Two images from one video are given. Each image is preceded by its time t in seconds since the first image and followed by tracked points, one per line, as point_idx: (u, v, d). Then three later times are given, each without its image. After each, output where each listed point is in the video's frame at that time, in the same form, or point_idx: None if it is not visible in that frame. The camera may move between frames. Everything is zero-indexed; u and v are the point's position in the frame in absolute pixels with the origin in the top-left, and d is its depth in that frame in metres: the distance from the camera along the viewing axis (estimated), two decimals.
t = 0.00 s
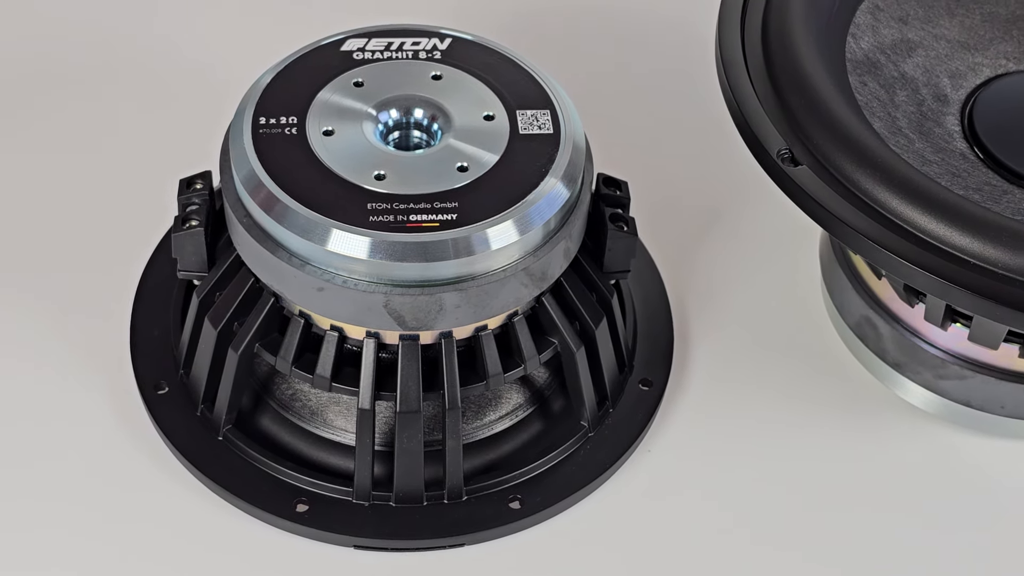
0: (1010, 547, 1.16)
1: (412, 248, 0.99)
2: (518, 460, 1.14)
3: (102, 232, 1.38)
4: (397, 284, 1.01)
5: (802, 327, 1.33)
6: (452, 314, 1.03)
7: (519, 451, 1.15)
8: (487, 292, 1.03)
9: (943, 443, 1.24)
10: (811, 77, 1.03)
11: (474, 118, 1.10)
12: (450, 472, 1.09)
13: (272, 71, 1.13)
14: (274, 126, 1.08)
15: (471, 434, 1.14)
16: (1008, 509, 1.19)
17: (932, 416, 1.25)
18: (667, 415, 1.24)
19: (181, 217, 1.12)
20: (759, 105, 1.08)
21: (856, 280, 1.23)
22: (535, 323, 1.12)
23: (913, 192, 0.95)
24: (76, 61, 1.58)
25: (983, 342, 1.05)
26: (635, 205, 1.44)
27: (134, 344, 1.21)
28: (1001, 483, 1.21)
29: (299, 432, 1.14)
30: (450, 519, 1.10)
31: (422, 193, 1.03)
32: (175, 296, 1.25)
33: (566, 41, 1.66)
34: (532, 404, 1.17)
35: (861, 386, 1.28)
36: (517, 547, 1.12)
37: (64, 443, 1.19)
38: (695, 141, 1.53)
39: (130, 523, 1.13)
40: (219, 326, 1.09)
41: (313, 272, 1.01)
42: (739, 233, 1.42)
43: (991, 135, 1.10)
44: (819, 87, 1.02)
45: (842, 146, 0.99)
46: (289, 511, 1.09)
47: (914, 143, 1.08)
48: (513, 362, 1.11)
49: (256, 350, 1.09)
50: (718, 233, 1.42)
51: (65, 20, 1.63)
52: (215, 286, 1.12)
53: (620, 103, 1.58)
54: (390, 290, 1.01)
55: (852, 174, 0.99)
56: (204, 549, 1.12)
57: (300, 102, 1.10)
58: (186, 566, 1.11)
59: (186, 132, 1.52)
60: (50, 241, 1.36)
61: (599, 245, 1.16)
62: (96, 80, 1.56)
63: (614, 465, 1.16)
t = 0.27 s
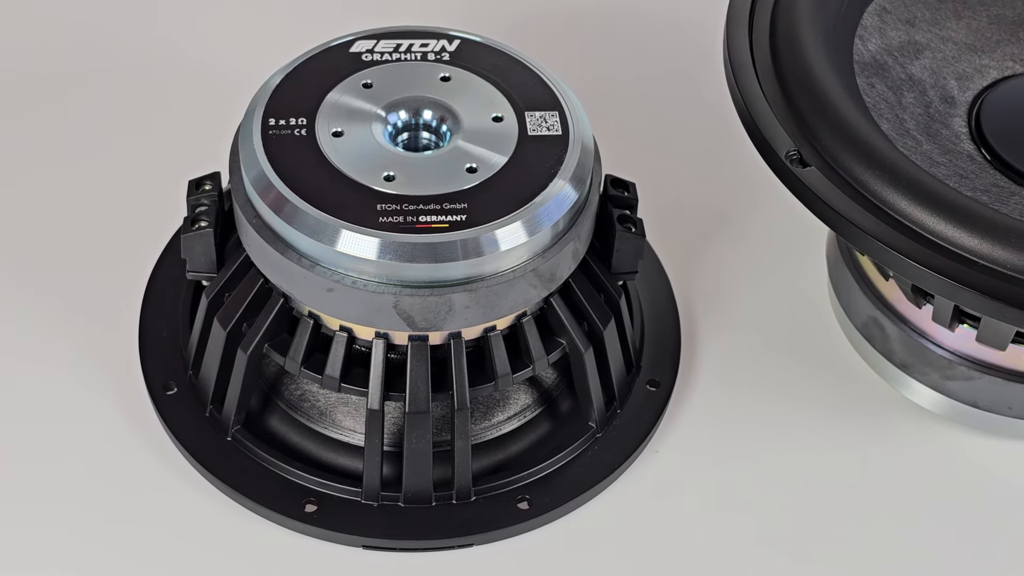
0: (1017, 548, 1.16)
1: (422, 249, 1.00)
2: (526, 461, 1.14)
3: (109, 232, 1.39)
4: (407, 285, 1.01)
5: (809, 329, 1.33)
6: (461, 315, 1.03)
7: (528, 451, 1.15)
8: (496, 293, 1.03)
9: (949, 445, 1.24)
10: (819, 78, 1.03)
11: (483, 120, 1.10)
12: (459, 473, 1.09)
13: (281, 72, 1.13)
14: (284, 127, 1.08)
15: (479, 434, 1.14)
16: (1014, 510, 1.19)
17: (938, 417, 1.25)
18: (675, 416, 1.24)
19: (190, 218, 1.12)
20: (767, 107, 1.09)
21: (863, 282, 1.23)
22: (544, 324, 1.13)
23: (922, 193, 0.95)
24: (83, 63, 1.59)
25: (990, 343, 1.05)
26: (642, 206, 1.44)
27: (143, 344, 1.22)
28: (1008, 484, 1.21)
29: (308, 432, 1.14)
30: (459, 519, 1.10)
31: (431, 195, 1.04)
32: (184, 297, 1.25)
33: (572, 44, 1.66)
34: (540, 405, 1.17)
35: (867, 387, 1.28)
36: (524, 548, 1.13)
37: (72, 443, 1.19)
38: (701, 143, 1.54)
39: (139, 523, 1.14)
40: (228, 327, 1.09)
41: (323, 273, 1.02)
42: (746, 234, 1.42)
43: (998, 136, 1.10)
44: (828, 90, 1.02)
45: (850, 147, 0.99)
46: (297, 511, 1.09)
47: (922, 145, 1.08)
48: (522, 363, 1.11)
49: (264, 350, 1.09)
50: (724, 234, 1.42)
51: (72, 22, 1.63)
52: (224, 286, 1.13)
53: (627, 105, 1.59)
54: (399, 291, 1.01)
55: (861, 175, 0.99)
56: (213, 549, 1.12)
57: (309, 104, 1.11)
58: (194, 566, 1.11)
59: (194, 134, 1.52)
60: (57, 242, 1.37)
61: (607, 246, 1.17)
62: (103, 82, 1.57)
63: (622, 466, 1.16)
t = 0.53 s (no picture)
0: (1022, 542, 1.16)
1: (428, 244, 1.00)
2: (532, 457, 1.14)
3: (114, 229, 1.39)
4: (413, 280, 1.02)
5: (812, 325, 1.33)
6: (467, 310, 1.03)
7: (533, 447, 1.15)
8: (501, 288, 1.03)
9: (954, 440, 1.24)
10: (824, 74, 1.03)
11: (488, 115, 1.11)
12: (464, 468, 1.10)
13: (286, 68, 1.14)
14: (289, 123, 1.08)
15: (485, 430, 1.14)
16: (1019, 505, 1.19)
17: (943, 413, 1.25)
18: (680, 412, 1.24)
19: (196, 214, 1.12)
20: (772, 102, 1.09)
21: (868, 278, 1.23)
22: (549, 319, 1.13)
23: (927, 188, 0.95)
24: (87, 61, 1.59)
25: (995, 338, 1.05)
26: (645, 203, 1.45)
27: (149, 340, 1.22)
28: (1013, 480, 1.21)
29: (313, 428, 1.14)
30: (465, 514, 1.10)
31: (437, 190, 1.04)
32: (190, 293, 1.25)
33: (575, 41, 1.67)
34: (545, 401, 1.18)
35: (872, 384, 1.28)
36: (530, 543, 1.13)
37: (79, 439, 1.19)
38: (705, 139, 1.54)
39: (145, 519, 1.14)
40: (234, 322, 1.10)
41: (329, 268, 1.02)
42: (750, 231, 1.42)
43: (1003, 132, 1.10)
44: (833, 85, 1.02)
45: (855, 142, 0.99)
46: (303, 507, 1.10)
47: (926, 140, 1.08)
48: (527, 358, 1.11)
49: (270, 346, 1.10)
50: (727, 231, 1.42)
51: (76, 20, 1.63)
52: (229, 282, 1.13)
53: (630, 102, 1.59)
54: (405, 286, 1.01)
55: (866, 170, 0.99)
56: (220, 545, 1.12)
57: (315, 99, 1.11)
58: (201, 562, 1.11)
59: (198, 131, 1.52)
60: (63, 239, 1.37)
61: (611, 242, 1.17)
62: (107, 80, 1.57)
63: (627, 462, 1.16)
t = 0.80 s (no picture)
0: (1015, 545, 1.17)
1: (421, 249, 1.00)
2: (526, 460, 1.15)
3: (110, 232, 1.39)
4: (406, 285, 1.02)
5: (807, 329, 1.34)
6: (460, 315, 1.04)
7: (527, 451, 1.16)
8: (495, 292, 1.04)
9: (948, 444, 1.24)
10: (817, 78, 1.03)
11: (482, 120, 1.11)
12: (458, 472, 1.10)
13: (281, 73, 1.14)
14: (284, 128, 1.09)
15: (479, 434, 1.15)
16: (1012, 509, 1.20)
17: (937, 417, 1.26)
18: (674, 416, 1.25)
19: (191, 218, 1.13)
20: (765, 107, 1.09)
21: (862, 282, 1.24)
22: (543, 323, 1.13)
23: (920, 192, 0.95)
24: (84, 64, 1.59)
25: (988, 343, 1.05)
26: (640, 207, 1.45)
27: (144, 344, 1.22)
28: (1006, 483, 1.21)
29: (308, 432, 1.15)
30: (458, 518, 1.10)
31: (431, 195, 1.04)
32: (185, 296, 1.26)
33: (572, 45, 1.67)
34: (539, 405, 1.18)
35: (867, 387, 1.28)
36: (524, 547, 1.13)
37: (75, 443, 1.20)
38: (701, 142, 1.54)
39: (140, 523, 1.14)
40: (228, 327, 1.10)
41: (323, 273, 1.02)
42: (745, 235, 1.42)
43: (996, 136, 1.10)
44: (826, 90, 1.02)
45: (848, 148, 0.99)
46: (297, 511, 1.10)
47: (919, 145, 1.08)
48: (521, 362, 1.11)
49: (265, 350, 1.10)
50: (722, 234, 1.43)
51: (73, 23, 1.63)
52: (224, 286, 1.13)
53: (626, 105, 1.59)
54: (399, 291, 1.01)
55: (859, 175, 0.99)
56: (215, 548, 1.12)
57: (309, 104, 1.11)
58: (197, 565, 1.11)
59: (195, 134, 1.52)
60: (59, 243, 1.37)
61: (605, 246, 1.17)
62: (105, 84, 1.57)
63: (621, 466, 1.16)
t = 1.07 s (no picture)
0: (1011, 541, 1.17)
1: (416, 246, 1.00)
2: (522, 458, 1.15)
3: (107, 231, 1.39)
4: (401, 282, 1.02)
5: (802, 327, 1.34)
6: (455, 312, 1.04)
7: (523, 448, 1.16)
8: (490, 289, 1.04)
9: (943, 441, 1.24)
10: (812, 76, 1.03)
11: (477, 118, 1.11)
12: (453, 469, 1.10)
13: (276, 71, 1.14)
14: (279, 125, 1.09)
15: (474, 431, 1.15)
16: (1008, 505, 1.20)
17: (932, 414, 1.26)
18: (670, 413, 1.25)
19: (186, 217, 1.13)
20: (760, 105, 1.09)
21: (858, 280, 1.24)
22: (538, 321, 1.13)
23: (913, 189, 0.95)
24: (82, 64, 1.59)
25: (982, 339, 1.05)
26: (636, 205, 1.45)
27: (140, 342, 1.22)
28: (1002, 479, 1.21)
29: (303, 430, 1.15)
30: (454, 515, 1.10)
31: (425, 192, 1.04)
32: (181, 295, 1.26)
33: (568, 44, 1.67)
34: (534, 402, 1.18)
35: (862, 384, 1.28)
36: (519, 543, 1.13)
37: (73, 442, 1.20)
38: (697, 140, 1.54)
39: (136, 520, 1.14)
40: (224, 325, 1.10)
41: (318, 270, 1.02)
42: (740, 232, 1.43)
43: (990, 133, 1.10)
44: (820, 87, 1.02)
45: (842, 144, 1.00)
46: (293, 508, 1.10)
47: (914, 142, 1.09)
48: (516, 359, 1.11)
49: (260, 348, 1.10)
50: (718, 232, 1.43)
51: (71, 23, 1.64)
52: (220, 284, 1.13)
53: (622, 103, 1.59)
54: (393, 288, 1.01)
55: (852, 172, 0.99)
56: (212, 546, 1.12)
57: (304, 102, 1.11)
58: (194, 563, 1.12)
59: (192, 133, 1.53)
60: (57, 243, 1.37)
61: (600, 243, 1.17)
62: (98, 84, 1.57)
63: (617, 463, 1.16)
